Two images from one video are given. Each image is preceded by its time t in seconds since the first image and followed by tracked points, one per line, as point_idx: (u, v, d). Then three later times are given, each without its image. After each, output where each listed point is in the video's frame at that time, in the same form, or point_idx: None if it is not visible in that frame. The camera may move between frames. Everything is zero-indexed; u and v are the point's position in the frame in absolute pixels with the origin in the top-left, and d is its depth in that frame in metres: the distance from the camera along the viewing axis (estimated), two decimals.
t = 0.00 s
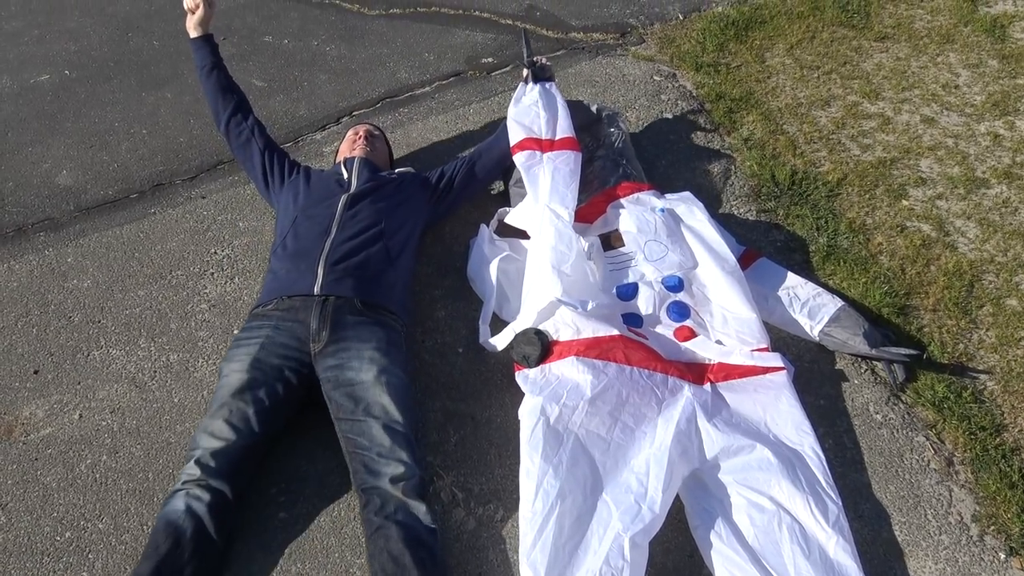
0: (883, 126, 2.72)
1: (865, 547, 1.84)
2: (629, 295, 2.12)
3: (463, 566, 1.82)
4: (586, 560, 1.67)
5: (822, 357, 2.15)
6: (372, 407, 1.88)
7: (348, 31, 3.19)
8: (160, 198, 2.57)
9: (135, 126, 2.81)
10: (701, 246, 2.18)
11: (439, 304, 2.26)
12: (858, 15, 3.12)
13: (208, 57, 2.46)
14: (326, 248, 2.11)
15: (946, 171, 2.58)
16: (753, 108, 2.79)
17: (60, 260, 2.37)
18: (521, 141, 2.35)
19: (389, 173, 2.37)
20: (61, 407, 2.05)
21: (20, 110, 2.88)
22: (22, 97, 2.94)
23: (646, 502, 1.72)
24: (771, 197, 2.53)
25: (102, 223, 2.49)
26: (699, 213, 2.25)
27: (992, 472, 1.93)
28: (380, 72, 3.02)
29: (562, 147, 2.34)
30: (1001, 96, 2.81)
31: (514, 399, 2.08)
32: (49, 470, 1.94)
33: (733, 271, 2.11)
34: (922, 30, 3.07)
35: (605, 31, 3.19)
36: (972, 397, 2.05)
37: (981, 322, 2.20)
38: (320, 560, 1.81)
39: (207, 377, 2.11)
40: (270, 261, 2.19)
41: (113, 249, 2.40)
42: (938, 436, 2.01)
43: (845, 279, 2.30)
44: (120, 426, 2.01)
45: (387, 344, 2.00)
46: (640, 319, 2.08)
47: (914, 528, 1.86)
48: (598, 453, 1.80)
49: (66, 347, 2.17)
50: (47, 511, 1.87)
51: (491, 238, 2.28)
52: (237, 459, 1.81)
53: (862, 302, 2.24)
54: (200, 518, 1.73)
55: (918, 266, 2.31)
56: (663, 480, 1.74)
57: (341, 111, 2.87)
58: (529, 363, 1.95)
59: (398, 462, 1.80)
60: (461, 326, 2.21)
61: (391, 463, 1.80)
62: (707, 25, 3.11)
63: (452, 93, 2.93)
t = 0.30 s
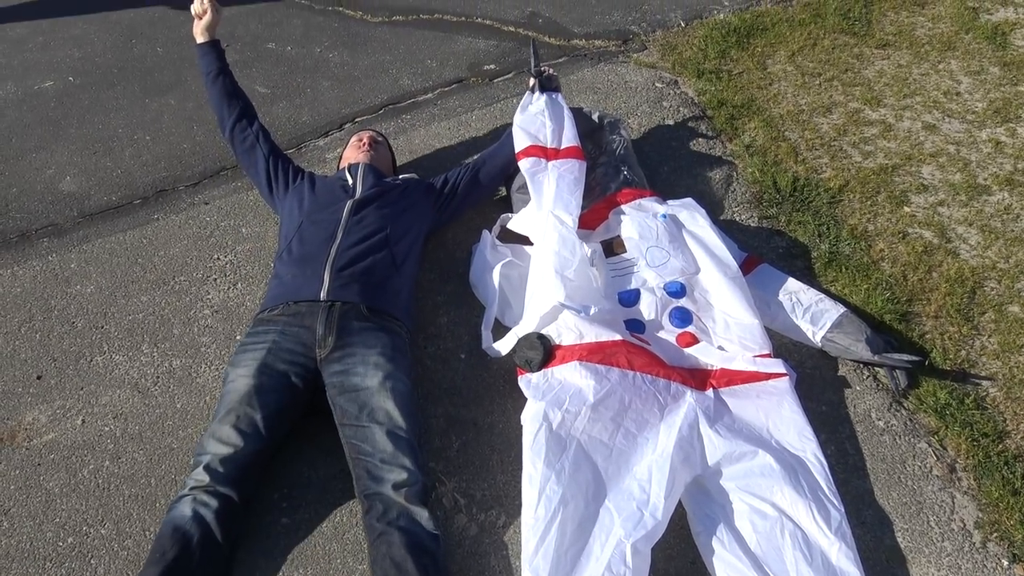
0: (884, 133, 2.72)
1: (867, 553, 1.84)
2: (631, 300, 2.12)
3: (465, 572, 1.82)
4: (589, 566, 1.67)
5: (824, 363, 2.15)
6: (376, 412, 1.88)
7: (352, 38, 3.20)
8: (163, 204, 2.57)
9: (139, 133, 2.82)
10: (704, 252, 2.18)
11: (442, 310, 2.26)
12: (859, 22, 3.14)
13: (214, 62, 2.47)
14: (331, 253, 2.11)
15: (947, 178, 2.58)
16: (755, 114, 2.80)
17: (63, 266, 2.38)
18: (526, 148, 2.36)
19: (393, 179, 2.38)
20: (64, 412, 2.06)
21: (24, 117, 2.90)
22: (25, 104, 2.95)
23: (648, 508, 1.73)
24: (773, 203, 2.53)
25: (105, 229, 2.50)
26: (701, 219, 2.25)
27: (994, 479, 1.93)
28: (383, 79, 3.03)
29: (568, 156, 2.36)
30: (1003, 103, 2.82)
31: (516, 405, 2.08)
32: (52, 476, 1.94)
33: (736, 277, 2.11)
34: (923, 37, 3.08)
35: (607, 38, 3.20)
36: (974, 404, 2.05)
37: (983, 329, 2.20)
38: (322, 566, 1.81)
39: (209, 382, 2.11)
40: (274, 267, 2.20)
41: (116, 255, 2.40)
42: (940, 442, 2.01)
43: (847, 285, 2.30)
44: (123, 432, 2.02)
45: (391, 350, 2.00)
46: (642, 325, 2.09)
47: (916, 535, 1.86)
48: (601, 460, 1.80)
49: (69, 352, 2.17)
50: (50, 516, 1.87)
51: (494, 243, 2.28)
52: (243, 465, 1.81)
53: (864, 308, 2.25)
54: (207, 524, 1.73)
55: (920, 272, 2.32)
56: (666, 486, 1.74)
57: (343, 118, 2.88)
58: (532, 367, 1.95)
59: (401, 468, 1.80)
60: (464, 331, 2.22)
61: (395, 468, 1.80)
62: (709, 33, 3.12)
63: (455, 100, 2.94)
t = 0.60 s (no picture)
0: (885, 136, 2.73)
1: (870, 557, 1.84)
2: (632, 305, 2.12)
3: None
4: (591, 571, 1.67)
5: (826, 368, 2.15)
6: (378, 417, 1.88)
7: (353, 44, 3.21)
8: (165, 210, 2.58)
9: (141, 139, 2.83)
10: (704, 257, 2.18)
11: (443, 315, 2.26)
12: (859, 27, 3.15)
13: (219, 69, 2.49)
14: (331, 259, 2.12)
15: (948, 182, 2.58)
16: (755, 119, 2.81)
17: (65, 273, 2.39)
18: (526, 153, 2.37)
19: (393, 185, 2.38)
20: (66, 419, 2.06)
21: (27, 124, 2.90)
22: (27, 111, 2.95)
23: (650, 513, 1.72)
24: (774, 207, 2.53)
25: (107, 236, 2.50)
26: (702, 223, 2.25)
27: (997, 482, 1.93)
28: (384, 85, 3.03)
29: (568, 161, 2.36)
30: (1003, 106, 2.82)
31: (517, 410, 2.08)
32: (54, 482, 1.94)
33: (736, 282, 2.12)
34: (923, 41, 3.09)
35: (607, 43, 3.21)
36: (977, 407, 2.05)
37: (985, 332, 2.20)
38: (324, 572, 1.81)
39: (211, 388, 2.11)
40: (276, 273, 2.20)
41: (118, 261, 2.41)
42: (943, 446, 2.01)
43: (848, 289, 2.30)
44: (125, 438, 2.02)
45: (393, 355, 2.00)
46: (643, 330, 2.09)
47: (919, 539, 1.86)
48: (602, 464, 1.80)
49: (72, 359, 2.18)
50: (52, 523, 1.87)
51: (495, 248, 2.28)
52: (243, 471, 1.81)
53: (866, 312, 2.25)
54: (207, 529, 1.73)
55: (922, 276, 2.32)
56: (667, 490, 1.74)
57: (344, 123, 2.88)
58: (533, 372, 1.95)
59: (404, 473, 1.80)
60: (465, 337, 2.22)
61: (397, 473, 1.80)
62: (709, 37, 3.13)
63: (455, 106, 2.95)
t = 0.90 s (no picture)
0: (885, 140, 2.73)
1: (872, 561, 1.83)
2: (633, 308, 2.12)
3: None
4: None
5: (827, 371, 2.15)
6: (380, 422, 1.88)
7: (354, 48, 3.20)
8: (166, 214, 2.59)
9: (142, 144, 2.84)
10: (705, 260, 2.18)
11: (444, 319, 2.27)
12: (859, 30, 3.15)
13: (220, 74, 2.49)
14: (332, 263, 2.12)
15: (949, 185, 2.59)
16: (756, 123, 2.81)
17: (66, 277, 2.39)
18: (528, 157, 2.37)
19: (394, 189, 2.38)
20: (67, 423, 2.06)
21: (28, 128, 2.91)
22: (28, 115, 2.95)
23: (651, 517, 1.72)
24: (775, 211, 2.54)
25: (108, 240, 2.51)
26: (703, 227, 2.26)
27: (999, 486, 1.92)
28: (384, 89, 3.04)
29: (569, 165, 2.36)
30: (1003, 110, 2.82)
31: (518, 414, 2.08)
32: (55, 486, 1.94)
33: (737, 285, 2.12)
34: (923, 45, 3.09)
35: (607, 47, 3.21)
36: (978, 411, 2.04)
37: (986, 336, 2.20)
38: None
39: (212, 393, 2.12)
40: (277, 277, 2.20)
41: (120, 266, 2.41)
42: (943, 449, 2.01)
43: (849, 292, 2.30)
44: (126, 442, 2.02)
45: (394, 360, 2.00)
46: (645, 334, 2.09)
47: (921, 543, 1.86)
48: (604, 468, 1.80)
49: (72, 363, 2.18)
50: (53, 527, 1.87)
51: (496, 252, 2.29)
52: (242, 475, 1.81)
53: (866, 315, 2.25)
54: (205, 534, 1.73)
55: (923, 279, 2.32)
56: (669, 494, 1.74)
57: (345, 128, 2.89)
58: (534, 375, 1.95)
59: (405, 478, 1.80)
60: (466, 340, 2.22)
61: (399, 477, 1.80)
62: (710, 41, 3.14)
63: (456, 110, 2.95)
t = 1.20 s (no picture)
0: (886, 148, 2.74)
1: (872, 569, 1.83)
2: (634, 314, 2.13)
3: None
4: None
5: (828, 379, 2.15)
6: (382, 428, 1.89)
7: (357, 54, 3.20)
8: (169, 219, 2.59)
9: (145, 149, 2.85)
10: (706, 267, 2.19)
11: (445, 325, 2.27)
12: (860, 38, 3.16)
13: (223, 80, 2.50)
14: (333, 269, 2.13)
15: (949, 193, 2.59)
16: (757, 130, 2.82)
17: (69, 281, 2.40)
18: (530, 164, 2.38)
19: (397, 196, 2.39)
20: (69, 427, 2.07)
21: (31, 133, 2.91)
22: (32, 119, 2.96)
23: (652, 523, 1.72)
24: (776, 218, 2.54)
25: (111, 245, 2.51)
26: (704, 234, 2.26)
27: (999, 494, 1.93)
28: (387, 95, 3.04)
29: (571, 172, 2.37)
30: (1004, 118, 2.83)
31: (519, 420, 2.08)
32: (57, 491, 1.95)
33: (738, 292, 2.12)
34: (924, 53, 3.10)
35: (609, 54, 3.22)
36: (979, 419, 2.05)
37: (986, 343, 2.20)
38: None
39: (214, 398, 2.12)
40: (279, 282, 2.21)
41: (122, 271, 2.42)
42: (944, 457, 2.01)
43: (850, 300, 2.31)
44: (128, 447, 2.03)
45: (396, 366, 2.01)
46: (646, 340, 2.09)
47: (921, 551, 1.86)
48: (605, 475, 1.80)
49: (75, 368, 2.19)
50: (54, 531, 1.87)
51: (498, 258, 2.29)
52: (244, 480, 1.81)
53: (867, 323, 2.25)
54: (206, 539, 1.73)
55: (923, 287, 2.32)
56: (670, 501, 1.74)
57: (348, 134, 2.90)
58: (536, 381, 1.96)
59: (406, 483, 1.80)
60: (467, 346, 2.23)
61: (400, 483, 1.81)
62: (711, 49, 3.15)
63: (458, 116, 2.96)
